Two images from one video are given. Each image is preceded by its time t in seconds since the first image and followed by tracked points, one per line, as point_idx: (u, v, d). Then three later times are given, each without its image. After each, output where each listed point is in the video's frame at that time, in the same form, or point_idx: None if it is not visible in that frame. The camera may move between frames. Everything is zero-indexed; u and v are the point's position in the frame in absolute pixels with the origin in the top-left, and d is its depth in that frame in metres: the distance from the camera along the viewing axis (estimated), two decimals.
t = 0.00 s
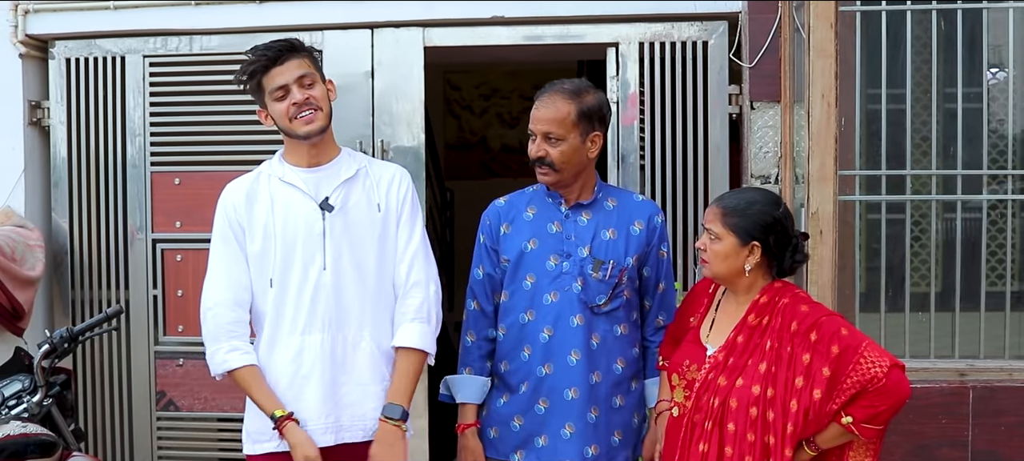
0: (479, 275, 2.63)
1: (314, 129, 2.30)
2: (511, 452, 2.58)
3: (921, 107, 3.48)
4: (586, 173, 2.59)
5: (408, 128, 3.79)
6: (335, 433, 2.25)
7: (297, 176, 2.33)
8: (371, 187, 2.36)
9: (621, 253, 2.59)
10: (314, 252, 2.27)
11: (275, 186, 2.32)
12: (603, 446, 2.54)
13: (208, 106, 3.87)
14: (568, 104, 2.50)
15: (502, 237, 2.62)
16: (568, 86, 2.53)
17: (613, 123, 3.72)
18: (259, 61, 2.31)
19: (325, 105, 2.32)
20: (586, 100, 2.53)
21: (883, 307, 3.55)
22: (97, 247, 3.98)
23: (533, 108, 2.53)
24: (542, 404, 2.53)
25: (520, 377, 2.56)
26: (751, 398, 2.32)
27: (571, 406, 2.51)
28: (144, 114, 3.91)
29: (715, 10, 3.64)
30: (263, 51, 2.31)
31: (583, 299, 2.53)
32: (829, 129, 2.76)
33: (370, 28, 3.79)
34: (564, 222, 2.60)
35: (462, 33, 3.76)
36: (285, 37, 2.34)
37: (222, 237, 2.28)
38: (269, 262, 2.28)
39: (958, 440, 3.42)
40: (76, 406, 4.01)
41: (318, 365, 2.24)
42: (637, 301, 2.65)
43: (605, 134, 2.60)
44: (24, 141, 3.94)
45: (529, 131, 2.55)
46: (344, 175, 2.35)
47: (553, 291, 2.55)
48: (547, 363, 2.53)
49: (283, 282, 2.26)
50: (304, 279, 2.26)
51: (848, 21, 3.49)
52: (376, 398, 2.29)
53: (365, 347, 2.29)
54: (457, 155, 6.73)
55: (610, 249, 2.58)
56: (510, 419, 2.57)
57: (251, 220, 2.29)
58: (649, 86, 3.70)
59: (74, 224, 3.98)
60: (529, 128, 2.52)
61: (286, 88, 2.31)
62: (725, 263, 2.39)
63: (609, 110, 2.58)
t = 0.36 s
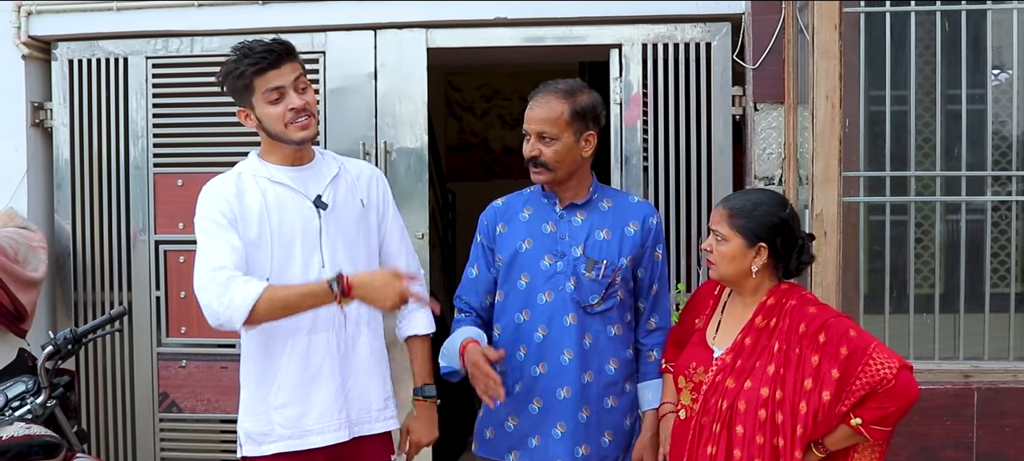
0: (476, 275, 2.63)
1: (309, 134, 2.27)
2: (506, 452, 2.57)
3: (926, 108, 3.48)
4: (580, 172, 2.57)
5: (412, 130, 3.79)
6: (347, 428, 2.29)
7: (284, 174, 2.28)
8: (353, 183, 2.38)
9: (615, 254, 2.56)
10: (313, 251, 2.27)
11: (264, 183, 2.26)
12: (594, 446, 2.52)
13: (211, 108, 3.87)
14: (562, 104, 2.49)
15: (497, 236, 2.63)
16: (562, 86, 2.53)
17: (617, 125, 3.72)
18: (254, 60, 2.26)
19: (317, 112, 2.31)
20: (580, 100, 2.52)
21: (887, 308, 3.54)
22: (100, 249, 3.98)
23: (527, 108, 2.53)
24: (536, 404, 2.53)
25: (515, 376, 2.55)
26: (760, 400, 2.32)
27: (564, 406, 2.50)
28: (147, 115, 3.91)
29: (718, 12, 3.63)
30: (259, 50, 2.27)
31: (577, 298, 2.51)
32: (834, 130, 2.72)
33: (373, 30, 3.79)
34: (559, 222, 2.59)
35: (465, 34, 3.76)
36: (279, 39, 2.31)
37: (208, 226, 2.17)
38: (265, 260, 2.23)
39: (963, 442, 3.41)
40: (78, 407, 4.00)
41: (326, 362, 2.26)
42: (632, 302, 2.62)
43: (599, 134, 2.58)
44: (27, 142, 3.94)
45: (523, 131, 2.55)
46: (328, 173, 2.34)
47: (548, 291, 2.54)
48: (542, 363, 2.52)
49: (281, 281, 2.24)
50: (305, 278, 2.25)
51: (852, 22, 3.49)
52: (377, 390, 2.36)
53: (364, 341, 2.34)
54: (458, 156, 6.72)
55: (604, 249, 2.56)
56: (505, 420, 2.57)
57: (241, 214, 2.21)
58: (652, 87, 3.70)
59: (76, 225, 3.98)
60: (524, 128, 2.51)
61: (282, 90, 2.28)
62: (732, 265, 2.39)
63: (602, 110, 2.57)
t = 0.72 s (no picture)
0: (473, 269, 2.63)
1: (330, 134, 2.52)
2: (501, 450, 2.56)
3: (925, 106, 3.48)
4: (575, 170, 2.57)
5: (410, 128, 3.78)
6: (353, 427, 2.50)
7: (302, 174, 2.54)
8: (361, 188, 2.64)
9: (610, 252, 2.55)
10: (329, 253, 2.48)
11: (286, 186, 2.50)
12: (590, 444, 2.52)
13: (208, 106, 3.86)
14: (555, 101, 2.49)
15: (494, 233, 2.63)
16: (556, 83, 2.52)
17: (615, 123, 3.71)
18: (284, 59, 2.47)
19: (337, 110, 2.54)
20: (574, 97, 2.51)
21: (886, 307, 3.54)
22: (97, 247, 3.97)
23: (521, 105, 2.52)
24: (531, 402, 2.53)
25: (512, 374, 2.56)
26: (755, 397, 2.32)
27: (560, 403, 2.50)
28: (144, 114, 3.90)
29: (717, 10, 3.63)
30: (290, 50, 2.47)
31: (571, 296, 2.52)
32: (833, 128, 2.72)
33: (372, 28, 3.78)
34: (554, 220, 2.59)
35: (464, 32, 3.75)
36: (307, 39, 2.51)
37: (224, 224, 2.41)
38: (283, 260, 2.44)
39: (962, 440, 3.42)
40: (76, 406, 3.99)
41: (338, 361, 2.48)
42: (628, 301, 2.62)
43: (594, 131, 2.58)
44: (24, 141, 3.93)
45: (518, 128, 2.54)
46: (343, 177, 2.59)
47: (544, 289, 2.55)
48: (537, 360, 2.53)
49: (299, 280, 2.45)
50: (321, 278, 2.46)
51: (851, 20, 3.49)
52: (379, 389, 2.58)
53: (370, 342, 2.57)
54: (456, 155, 6.72)
55: (598, 247, 2.56)
56: (500, 418, 2.57)
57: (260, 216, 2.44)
58: (651, 85, 3.69)
59: (74, 224, 3.97)
60: (518, 125, 2.51)
61: (307, 89, 2.49)
62: (729, 261, 2.39)
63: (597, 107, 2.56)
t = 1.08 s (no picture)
0: (478, 271, 2.62)
1: (349, 135, 2.41)
2: (504, 452, 2.58)
3: (928, 109, 3.48)
4: (581, 173, 2.57)
5: (413, 131, 3.79)
6: (365, 428, 2.41)
7: (331, 173, 2.49)
8: (398, 188, 2.57)
9: (615, 255, 2.55)
10: (350, 251, 2.42)
11: (312, 181, 2.46)
12: (594, 446, 2.53)
13: (211, 108, 3.87)
14: (560, 106, 2.49)
15: (499, 236, 2.63)
16: (560, 88, 2.52)
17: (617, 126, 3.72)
18: (297, 62, 2.42)
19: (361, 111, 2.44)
20: (579, 101, 2.51)
21: (889, 309, 3.54)
22: (100, 250, 3.98)
23: (526, 110, 2.52)
24: (536, 404, 2.53)
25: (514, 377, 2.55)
26: (752, 400, 2.32)
27: (564, 406, 2.51)
28: (147, 116, 3.90)
29: (719, 12, 3.63)
30: (303, 52, 2.42)
31: (576, 299, 2.51)
32: (835, 130, 2.72)
33: (374, 30, 3.79)
34: (559, 223, 2.59)
35: (466, 35, 3.76)
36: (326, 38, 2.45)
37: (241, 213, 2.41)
38: (302, 255, 2.41)
39: (965, 442, 3.41)
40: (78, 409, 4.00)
41: (352, 361, 2.40)
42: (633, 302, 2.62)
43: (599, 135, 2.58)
44: (27, 143, 3.93)
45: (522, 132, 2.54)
46: (377, 176, 2.54)
47: (549, 292, 2.54)
48: (542, 363, 2.52)
49: (318, 276, 2.40)
50: (338, 275, 2.40)
51: (854, 22, 3.49)
52: (401, 394, 2.47)
53: (394, 346, 2.46)
54: (458, 158, 6.72)
55: (603, 250, 2.55)
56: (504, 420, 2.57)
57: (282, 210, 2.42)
58: (653, 87, 3.70)
59: (77, 226, 3.97)
60: (522, 130, 2.51)
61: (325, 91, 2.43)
62: (728, 264, 2.39)
63: (602, 111, 2.56)
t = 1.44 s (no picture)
0: (477, 274, 2.65)
1: (367, 144, 2.47)
2: (506, 453, 2.57)
3: (926, 109, 3.48)
4: (583, 175, 2.58)
5: (411, 132, 3.79)
6: (372, 432, 2.44)
7: (356, 179, 2.53)
8: (428, 196, 2.57)
9: (616, 256, 2.56)
10: (367, 256, 2.46)
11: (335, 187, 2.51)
12: (596, 447, 2.52)
13: (209, 109, 3.87)
14: (564, 108, 2.49)
15: (501, 237, 2.64)
16: (564, 90, 2.52)
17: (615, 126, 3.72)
18: (327, 70, 2.50)
19: (383, 122, 2.48)
20: (582, 103, 2.52)
21: (887, 309, 3.54)
22: (99, 250, 3.98)
23: (529, 111, 2.52)
24: (538, 405, 2.53)
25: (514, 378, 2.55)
26: (746, 400, 2.32)
27: (567, 407, 2.51)
28: (145, 116, 3.90)
29: (717, 13, 3.63)
30: (334, 60, 2.49)
31: (578, 300, 2.52)
32: (834, 131, 2.70)
33: (372, 31, 3.79)
34: (560, 224, 2.59)
35: (464, 36, 3.76)
36: (360, 48, 2.51)
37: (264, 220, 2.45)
38: (321, 259, 2.48)
39: (963, 443, 3.42)
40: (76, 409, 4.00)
41: (362, 364, 2.44)
42: (637, 303, 2.62)
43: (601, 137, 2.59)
44: (25, 144, 3.93)
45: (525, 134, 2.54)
46: (403, 184, 2.55)
47: (550, 293, 2.55)
48: (544, 364, 2.52)
49: (335, 280, 2.46)
50: (353, 280, 2.45)
51: (851, 23, 3.50)
52: (415, 401, 2.48)
53: (408, 352, 2.48)
54: (457, 158, 6.73)
55: (605, 252, 2.56)
56: (506, 420, 2.56)
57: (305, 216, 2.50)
58: (651, 88, 3.70)
59: (75, 227, 3.97)
60: (526, 131, 2.51)
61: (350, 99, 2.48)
62: (720, 265, 2.39)
63: (604, 113, 2.57)
